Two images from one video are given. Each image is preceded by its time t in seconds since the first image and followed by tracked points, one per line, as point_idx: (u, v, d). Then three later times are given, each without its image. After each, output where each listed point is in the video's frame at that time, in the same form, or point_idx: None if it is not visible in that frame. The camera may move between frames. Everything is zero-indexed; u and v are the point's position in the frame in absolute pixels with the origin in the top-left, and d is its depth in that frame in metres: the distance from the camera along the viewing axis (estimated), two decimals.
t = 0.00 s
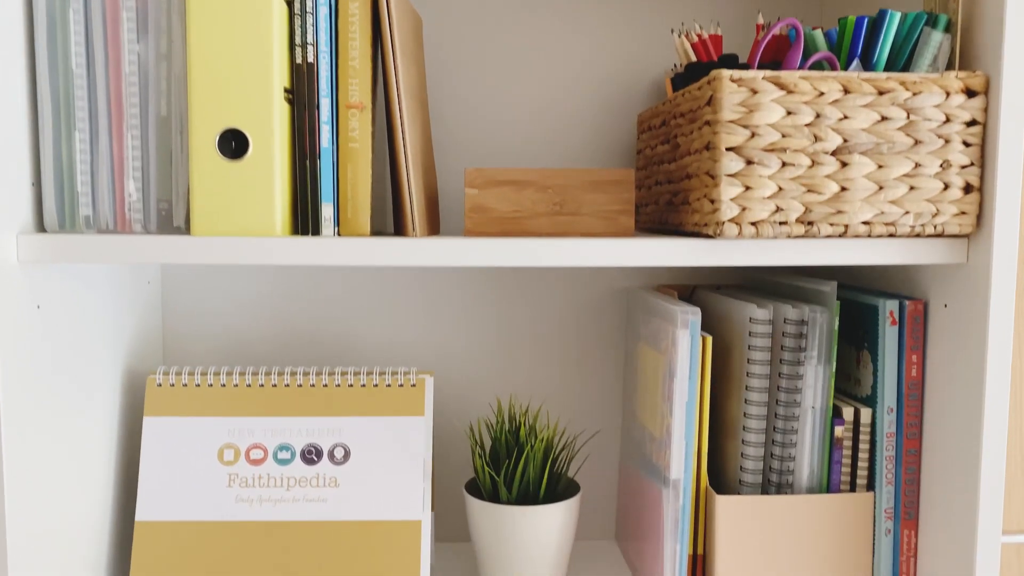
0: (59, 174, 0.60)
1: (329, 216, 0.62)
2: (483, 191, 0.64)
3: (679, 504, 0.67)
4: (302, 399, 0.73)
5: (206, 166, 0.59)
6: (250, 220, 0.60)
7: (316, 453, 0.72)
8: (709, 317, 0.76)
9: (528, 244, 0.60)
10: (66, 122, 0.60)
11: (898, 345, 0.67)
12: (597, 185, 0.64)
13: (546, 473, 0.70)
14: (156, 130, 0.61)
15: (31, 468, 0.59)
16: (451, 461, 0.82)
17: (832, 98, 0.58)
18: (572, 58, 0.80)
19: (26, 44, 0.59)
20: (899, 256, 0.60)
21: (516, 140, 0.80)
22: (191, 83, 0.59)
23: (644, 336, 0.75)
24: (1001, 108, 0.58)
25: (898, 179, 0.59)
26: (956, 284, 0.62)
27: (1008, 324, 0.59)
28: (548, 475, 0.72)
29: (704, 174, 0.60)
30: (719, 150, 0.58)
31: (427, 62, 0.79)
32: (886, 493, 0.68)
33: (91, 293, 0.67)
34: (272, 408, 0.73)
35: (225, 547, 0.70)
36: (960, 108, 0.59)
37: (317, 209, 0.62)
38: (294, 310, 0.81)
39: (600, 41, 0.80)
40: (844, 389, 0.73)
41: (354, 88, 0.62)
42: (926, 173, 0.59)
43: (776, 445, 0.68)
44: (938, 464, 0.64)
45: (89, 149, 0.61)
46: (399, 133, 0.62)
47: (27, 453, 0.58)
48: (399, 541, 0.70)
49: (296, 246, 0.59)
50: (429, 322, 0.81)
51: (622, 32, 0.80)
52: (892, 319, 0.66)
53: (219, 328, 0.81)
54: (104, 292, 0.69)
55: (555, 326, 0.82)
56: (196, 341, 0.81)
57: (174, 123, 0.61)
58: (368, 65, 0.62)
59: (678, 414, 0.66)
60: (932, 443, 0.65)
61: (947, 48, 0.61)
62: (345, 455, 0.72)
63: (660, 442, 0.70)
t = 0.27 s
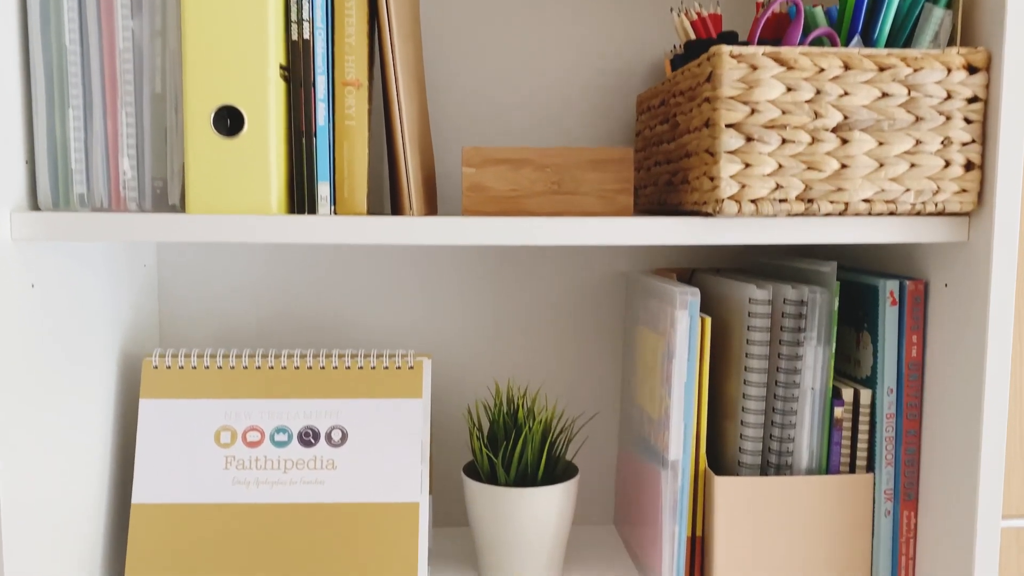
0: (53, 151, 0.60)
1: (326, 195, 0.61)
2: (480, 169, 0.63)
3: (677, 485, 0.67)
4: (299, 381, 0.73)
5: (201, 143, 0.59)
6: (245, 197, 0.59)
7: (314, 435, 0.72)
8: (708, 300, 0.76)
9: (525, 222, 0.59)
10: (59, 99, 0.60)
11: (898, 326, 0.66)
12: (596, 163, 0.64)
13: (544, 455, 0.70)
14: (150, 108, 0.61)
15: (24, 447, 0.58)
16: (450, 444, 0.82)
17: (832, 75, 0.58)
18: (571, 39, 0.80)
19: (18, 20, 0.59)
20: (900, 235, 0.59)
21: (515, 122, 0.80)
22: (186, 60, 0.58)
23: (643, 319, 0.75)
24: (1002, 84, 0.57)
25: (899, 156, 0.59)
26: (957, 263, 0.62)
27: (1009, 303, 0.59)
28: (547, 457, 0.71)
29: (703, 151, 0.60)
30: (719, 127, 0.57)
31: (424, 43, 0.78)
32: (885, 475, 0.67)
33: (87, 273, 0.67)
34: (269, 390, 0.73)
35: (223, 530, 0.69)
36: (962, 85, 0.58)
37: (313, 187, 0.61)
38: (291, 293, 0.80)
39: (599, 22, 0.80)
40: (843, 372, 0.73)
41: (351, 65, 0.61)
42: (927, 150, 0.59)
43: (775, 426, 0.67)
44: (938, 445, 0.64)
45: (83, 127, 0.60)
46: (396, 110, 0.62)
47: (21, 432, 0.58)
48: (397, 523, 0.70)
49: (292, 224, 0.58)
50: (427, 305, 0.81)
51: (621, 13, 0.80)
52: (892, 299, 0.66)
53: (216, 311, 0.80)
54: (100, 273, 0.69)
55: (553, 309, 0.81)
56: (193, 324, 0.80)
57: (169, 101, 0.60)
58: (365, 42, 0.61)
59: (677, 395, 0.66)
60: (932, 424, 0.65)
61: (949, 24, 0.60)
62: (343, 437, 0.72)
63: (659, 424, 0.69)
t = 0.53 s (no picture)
0: (48, 132, 0.59)
1: (322, 177, 0.61)
2: (478, 152, 0.62)
3: (677, 471, 0.67)
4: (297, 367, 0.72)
5: (197, 125, 0.58)
6: (242, 179, 0.59)
7: (311, 421, 0.72)
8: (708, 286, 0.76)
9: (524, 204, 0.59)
10: (54, 80, 0.59)
11: (898, 310, 0.66)
12: (595, 146, 0.63)
13: (543, 441, 0.70)
14: (146, 89, 0.60)
15: (18, 429, 0.58)
16: (449, 432, 0.82)
17: (833, 55, 0.57)
18: (570, 24, 0.79)
19: None
20: (901, 217, 0.59)
21: (514, 107, 0.79)
22: (181, 40, 0.58)
23: (642, 305, 0.74)
24: (1004, 65, 0.57)
25: (900, 137, 0.58)
26: (958, 246, 0.62)
27: (1011, 285, 0.58)
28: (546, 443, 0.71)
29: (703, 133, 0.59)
30: (719, 108, 0.57)
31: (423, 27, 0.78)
32: (885, 460, 0.67)
33: (82, 257, 0.66)
34: (267, 376, 0.72)
35: (220, 516, 0.69)
36: (963, 65, 0.58)
37: (309, 169, 0.61)
38: (289, 280, 0.80)
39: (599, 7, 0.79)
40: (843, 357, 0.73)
41: (347, 46, 0.61)
42: (928, 131, 0.58)
43: (775, 411, 0.67)
44: (939, 429, 0.64)
45: (78, 108, 0.59)
46: (393, 89, 0.61)
47: (15, 416, 0.57)
48: (395, 509, 0.70)
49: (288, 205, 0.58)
50: (425, 292, 0.80)
51: None
52: (893, 283, 0.65)
53: (214, 297, 0.80)
54: (96, 257, 0.68)
55: (552, 296, 0.81)
56: (190, 311, 0.80)
57: (165, 82, 0.60)
58: (362, 23, 0.61)
59: (676, 379, 0.66)
60: (932, 409, 0.65)
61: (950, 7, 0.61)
62: (340, 423, 0.72)
63: (658, 409, 0.69)
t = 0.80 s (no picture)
0: (41, 113, 0.59)
1: (318, 158, 0.61)
2: (475, 133, 0.62)
3: (675, 455, 0.66)
4: (293, 351, 0.72)
5: (191, 105, 0.58)
6: (236, 159, 0.58)
7: (308, 405, 0.71)
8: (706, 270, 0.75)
9: (521, 184, 0.59)
10: (47, 59, 0.59)
11: (898, 292, 0.65)
12: (592, 127, 0.63)
13: (541, 425, 0.70)
14: (140, 69, 0.60)
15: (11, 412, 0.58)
16: (446, 418, 0.81)
17: (833, 34, 0.57)
18: (568, 8, 0.79)
19: None
20: (901, 197, 0.59)
21: (511, 91, 0.79)
22: (175, 19, 0.57)
23: (641, 289, 0.74)
24: (1006, 43, 0.56)
25: (900, 117, 0.58)
26: (958, 228, 0.61)
27: (1011, 266, 0.58)
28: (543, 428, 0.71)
29: (701, 113, 0.59)
30: (718, 87, 0.56)
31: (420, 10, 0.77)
32: (884, 443, 0.67)
33: (77, 240, 0.66)
34: (263, 360, 0.72)
35: (215, 501, 0.69)
36: (964, 44, 0.57)
37: (305, 151, 0.60)
38: (285, 265, 0.80)
39: None
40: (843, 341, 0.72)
41: (344, 25, 0.60)
42: (929, 111, 0.58)
43: (774, 394, 0.67)
44: (939, 412, 0.63)
45: (71, 88, 0.59)
46: (389, 69, 0.61)
47: (7, 398, 0.57)
48: (391, 494, 0.69)
49: (283, 185, 0.57)
50: (423, 277, 0.80)
51: None
52: (892, 266, 0.65)
53: (210, 282, 0.80)
54: (90, 240, 0.68)
55: (550, 281, 0.81)
56: (186, 296, 0.80)
57: (159, 62, 0.60)
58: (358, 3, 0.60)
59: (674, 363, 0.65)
60: (932, 391, 0.64)
61: None
62: (337, 407, 0.71)
63: (656, 393, 0.69)
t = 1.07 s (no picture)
0: (36, 96, 0.58)
1: (315, 142, 0.60)
2: (473, 117, 0.62)
3: (673, 441, 0.66)
4: (290, 338, 0.72)
5: (187, 87, 0.57)
6: (232, 143, 0.58)
7: (305, 392, 0.71)
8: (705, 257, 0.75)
9: (518, 168, 0.58)
10: (41, 41, 0.58)
11: (897, 277, 0.65)
12: (590, 111, 0.62)
13: (539, 412, 0.69)
14: (135, 51, 0.59)
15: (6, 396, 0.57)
16: (445, 406, 0.81)
17: (833, 16, 0.57)
18: None
19: None
20: (900, 181, 0.58)
21: (509, 78, 0.79)
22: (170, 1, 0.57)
23: (639, 276, 0.74)
24: (1006, 25, 0.56)
25: (900, 100, 0.58)
26: (958, 212, 0.61)
27: (1012, 250, 0.58)
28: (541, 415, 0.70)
29: (700, 96, 0.59)
30: (717, 70, 0.56)
31: None
32: (884, 429, 0.66)
33: (72, 226, 0.65)
34: (260, 347, 0.71)
35: (212, 488, 0.69)
36: (965, 27, 0.57)
37: (302, 135, 0.60)
38: (283, 253, 0.79)
39: None
40: (842, 328, 0.72)
41: (340, 9, 0.60)
42: (929, 93, 0.58)
43: (773, 380, 0.67)
44: (938, 398, 0.63)
45: (66, 71, 0.59)
46: (385, 52, 0.60)
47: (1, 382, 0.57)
48: (388, 480, 0.69)
49: (280, 169, 0.57)
50: (421, 265, 0.80)
51: None
52: (892, 251, 0.65)
53: (208, 270, 0.79)
54: (86, 226, 0.67)
55: (548, 268, 0.80)
56: (183, 284, 0.79)
57: (154, 44, 0.59)
58: None
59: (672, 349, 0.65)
60: (932, 376, 0.64)
61: None
62: (335, 394, 0.71)
63: (654, 380, 0.69)
